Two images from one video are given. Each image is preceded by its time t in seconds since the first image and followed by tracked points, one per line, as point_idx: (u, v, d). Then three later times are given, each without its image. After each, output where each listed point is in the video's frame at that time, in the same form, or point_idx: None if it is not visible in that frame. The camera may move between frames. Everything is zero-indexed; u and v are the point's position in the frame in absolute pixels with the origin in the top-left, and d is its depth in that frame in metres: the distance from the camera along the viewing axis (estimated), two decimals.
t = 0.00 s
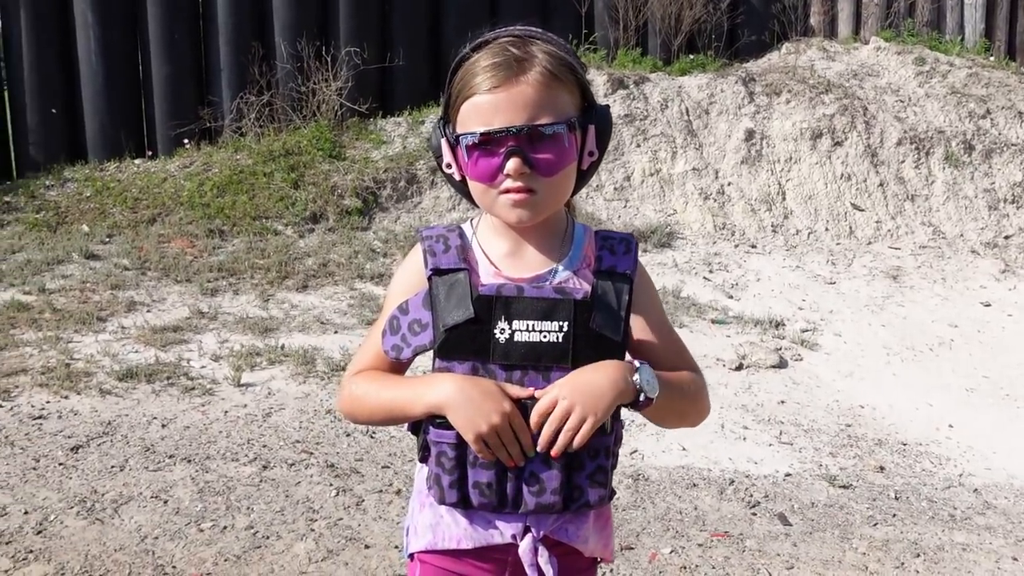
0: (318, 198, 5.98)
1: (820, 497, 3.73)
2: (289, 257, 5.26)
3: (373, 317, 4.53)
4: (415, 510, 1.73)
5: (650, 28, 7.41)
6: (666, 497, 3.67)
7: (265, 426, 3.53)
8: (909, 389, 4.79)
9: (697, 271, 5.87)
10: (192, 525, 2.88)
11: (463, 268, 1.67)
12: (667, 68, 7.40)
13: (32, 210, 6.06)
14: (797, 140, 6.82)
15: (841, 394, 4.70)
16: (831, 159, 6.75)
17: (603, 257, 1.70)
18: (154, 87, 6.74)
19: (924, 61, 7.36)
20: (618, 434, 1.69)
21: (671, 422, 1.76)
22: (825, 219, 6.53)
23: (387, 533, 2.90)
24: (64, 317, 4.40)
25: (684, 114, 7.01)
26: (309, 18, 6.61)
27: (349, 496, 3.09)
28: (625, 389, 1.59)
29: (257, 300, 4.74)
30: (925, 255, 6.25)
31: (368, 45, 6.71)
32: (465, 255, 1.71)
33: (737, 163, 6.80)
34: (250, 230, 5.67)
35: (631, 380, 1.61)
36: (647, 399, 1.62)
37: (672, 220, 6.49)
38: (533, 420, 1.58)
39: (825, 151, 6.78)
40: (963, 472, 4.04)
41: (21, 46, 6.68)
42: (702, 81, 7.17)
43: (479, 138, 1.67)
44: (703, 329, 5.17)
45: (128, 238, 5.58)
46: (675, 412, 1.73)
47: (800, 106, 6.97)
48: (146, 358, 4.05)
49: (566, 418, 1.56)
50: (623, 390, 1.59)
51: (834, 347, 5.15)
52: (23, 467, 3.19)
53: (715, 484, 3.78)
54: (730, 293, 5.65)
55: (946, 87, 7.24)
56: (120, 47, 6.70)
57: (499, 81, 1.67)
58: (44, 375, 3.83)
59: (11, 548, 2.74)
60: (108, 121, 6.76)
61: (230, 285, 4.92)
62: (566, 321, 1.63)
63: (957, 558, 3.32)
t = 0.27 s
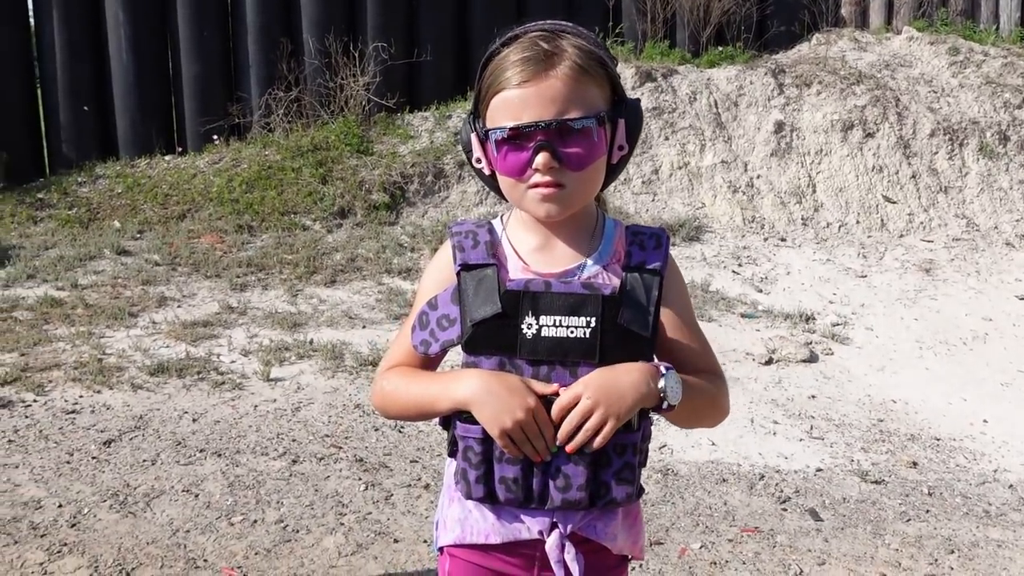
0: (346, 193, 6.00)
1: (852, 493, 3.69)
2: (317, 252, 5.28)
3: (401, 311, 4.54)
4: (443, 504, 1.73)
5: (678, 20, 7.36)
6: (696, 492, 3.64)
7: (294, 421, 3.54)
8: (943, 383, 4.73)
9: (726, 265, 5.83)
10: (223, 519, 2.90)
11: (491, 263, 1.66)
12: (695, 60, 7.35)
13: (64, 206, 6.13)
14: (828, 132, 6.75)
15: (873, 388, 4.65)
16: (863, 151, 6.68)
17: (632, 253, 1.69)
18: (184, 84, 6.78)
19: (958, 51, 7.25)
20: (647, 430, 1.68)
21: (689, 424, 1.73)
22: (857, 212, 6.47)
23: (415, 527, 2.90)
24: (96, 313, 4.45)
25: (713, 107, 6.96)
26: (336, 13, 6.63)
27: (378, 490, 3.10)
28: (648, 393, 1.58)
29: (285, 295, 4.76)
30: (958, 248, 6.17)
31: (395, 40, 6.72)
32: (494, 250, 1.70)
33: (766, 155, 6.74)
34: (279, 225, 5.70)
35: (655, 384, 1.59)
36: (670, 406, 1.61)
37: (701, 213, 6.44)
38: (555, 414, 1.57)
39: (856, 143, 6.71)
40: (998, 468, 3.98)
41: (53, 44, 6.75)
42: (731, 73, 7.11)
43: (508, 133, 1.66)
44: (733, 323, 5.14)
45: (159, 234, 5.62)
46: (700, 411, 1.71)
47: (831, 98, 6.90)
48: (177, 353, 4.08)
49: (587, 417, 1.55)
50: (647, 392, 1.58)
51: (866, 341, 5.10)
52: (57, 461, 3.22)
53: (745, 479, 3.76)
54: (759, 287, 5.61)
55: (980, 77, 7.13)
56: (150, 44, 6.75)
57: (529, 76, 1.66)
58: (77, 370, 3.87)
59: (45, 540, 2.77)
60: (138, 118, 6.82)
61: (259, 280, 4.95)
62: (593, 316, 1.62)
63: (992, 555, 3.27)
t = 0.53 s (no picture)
0: (350, 186, 6.01)
1: (856, 484, 3.69)
2: (321, 245, 5.29)
3: (404, 304, 4.55)
4: (445, 493, 1.74)
5: (683, 11, 7.34)
6: (699, 483, 3.65)
7: (298, 413, 3.55)
8: (948, 375, 4.72)
9: (730, 256, 5.82)
10: (227, 511, 2.91)
11: (492, 253, 1.66)
12: (699, 52, 7.34)
13: (69, 199, 6.14)
14: (832, 123, 6.74)
15: (877, 380, 4.65)
16: (868, 142, 6.66)
17: (633, 242, 1.69)
18: (188, 77, 6.78)
19: (964, 41, 7.22)
20: (647, 420, 1.68)
21: (681, 414, 1.74)
22: (861, 204, 6.45)
23: (419, 518, 2.91)
24: (101, 306, 4.46)
25: (717, 98, 6.95)
26: (340, 6, 6.62)
27: (381, 482, 3.11)
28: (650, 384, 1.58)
29: (289, 288, 4.77)
30: (963, 239, 6.15)
31: (399, 32, 6.72)
32: (495, 240, 1.70)
33: (771, 147, 6.73)
34: (282, 218, 5.71)
35: (657, 375, 1.60)
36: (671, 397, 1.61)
37: (705, 205, 6.43)
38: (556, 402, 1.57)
39: (861, 135, 6.70)
40: (1002, 459, 3.98)
41: (57, 37, 6.75)
42: (736, 64, 7.09)
43: (509, 122, 1.66)
44: (736, 315, 5.13)
45: (163, 227, 5.64)
46: (694, 401, 1.72)
47: (836, 89, 6.89)
48: (181, 346, 4.09)
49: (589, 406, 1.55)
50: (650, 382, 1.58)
51: (870, 332, 5.09)
52: (62, 453, 3.24)
53: (749, 471, 3.76)
54: (763, 279, 5.60)
55: (986, 68, 7.10)
56: (154, 37, 6.75)
57: (530, 65, 1.66)
58: (82, 363, 3.88)
59: (50, 532, 2.78)
60: (143, 111, 6.82)
61: (263, 273, 4.95)
62: (594, 306, 1.62)
63: (996, 546, 3.27)
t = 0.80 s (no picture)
0: (351, 184, 6.02)
1: (857, 482, 3.71)
2: (322, 244, 5.30)
3: (406, 303, 4.56)
4: (448, 496, 1.75)
5: (683, 9, 7.34)
6: (701, 481, 3.66)
7: (301, 412, 3.56)
8: (948, 372, 4.73)
9: (731, 254, 5.83)
10: (231, 511, 2.92)
11: (494, 259, 1.67)
12: (700, 49, 7.34)
13: (71, 198, 6.15)
14: (833, 120, 6.74)
15: (878, 377, 4.66)
16: (868, 139, 6.67)
17: (633, 248, 1.70)
18: (189, 76, 6.79)
19: (964, 37, 7.22)
20: (649, 422, 1.69)
21: (680, 416, 1.74)
22: (862, 201, 6.46)
23: (422, 517, 2.93)
24: (103, 306, 4.47)
25: (718, 96, 6.95)
26: (340, 4, 6.62)
27: (384, 481, 3.12)
28: (651, 388, 1.59)
29: (292, 287, 4.78)
30: (964, 236, 6.16)
31: (399, 31, 6.72)
32: (497, 246, 1.71)
33: (771, 144, 6.73)
34: (284, 217, 5.71)
35: (658, 380, 1.61)
36: (673, 401, 1.62)
37: (706, 203, 6.44)
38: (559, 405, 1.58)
39: (861, 132, 6.70)
40: (1003, 456, 3.99)
41: (58, 36, 6.75)
42: (736, 61, 7.10)
43: (512, 131, 1.67)
44: (737, 313, 5.14)
45: (165, 226, 5.64)
46: (693, 403, 1.73)
47: (836, 86, 6.89)
48: (184, 345, 4.10)
49: (591, 410, 1.57)
50: (652, 386, 1.60)
51: (870, 329, 5.10)
52: (66, 453, 3.25)
53: (750, 469, 3.77)
54: (764, 276, 5.61)
55: (987, 64, 7.10)
56: (155, 36, 6.75)
57: (533, 74, 1.66)
58: (86, 363, 3.89)
59: (56, 532, 2.80)
60: (144, 110, 6.83)
61: (265, 272, 4.96)
62: (596, 311, 1.63)
63: (996, 543, 3.28)
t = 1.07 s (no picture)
0: (353, 187, 6.03)
1: (859, 480, 3.71)
2: (324, 247, 5.31)
3: (408, 305, 4.57)
4: (452, 496, 1.76)
5: (683, 9, 7.35)
6: (704, 481, 3.66)
7: (304, 415, 3.57)
8: (950, 370, 4.73)
9: (732, 253, 5.84)
10: (235, 514, 2.93)
11: (495, 260, 1.67)
12: (700, 49, 7.35)
13: (73, 204, 6.16)
14: (833, 119, 6.75)
15: (880, 375, 4.66)
16: (868, 137, 6.67)
17: (633, 247, 1.71)
18: (190, 80, 6.80)
19: (964, 35, 7.23)
20: (651, 419, 1.70)
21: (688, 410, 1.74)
22: (863, 199, 6.46)
23: (425, 519, 2.93)
24: (106, 311, 4.48)
25: (718, 96, 6.96)
26: (341, 8, 6.64)
27: (388, 483, 3.13)
28: (652, 385, 1.60)
29: (294, 290, 4.79)
30: (965, 234, 6.16)
31: (399, 34, 6.73)
32: (497, 246, 1.72)
33: (771, 144, 6.74)
34: (286, 220, 5.73)
35: (658, 376, 1.61)
36: (674, 397, 1.63)
37: (707, 203, 6.45)
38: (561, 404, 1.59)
39: (861, 130, 6.71)
40: (1005, 453, 3.99)
41: (59, 42, 6.77)
42: (736, 61, 7.11)
43: (512, 130, 1.67)
44: (739, 312, 5.15)
45: (167, 230, 5.66)
46: (698, 398, 1.72)
47: (836, 85, 6.90)
48: (187, 350, 4.11)
49: (591, 408, 1.57)
50: (653, 382, 1.60)
51: (872, 328, 5.10)
52: (70, 458, 3.26)
53: (753, 468, 3.77)
54: (766, 276, 5.61)
55: (987, 62, 7.10)
56: (155, 41, 6.77)
57: (532, 73, 1.67)
58: (89, 368, 3.90)
59: (60, 537, 2.80)
60: (145, 115, 6.85)
61: (267, 276, 4.98)
62: (597, 310, 1.63)
63: (999, 540, 3.29)
